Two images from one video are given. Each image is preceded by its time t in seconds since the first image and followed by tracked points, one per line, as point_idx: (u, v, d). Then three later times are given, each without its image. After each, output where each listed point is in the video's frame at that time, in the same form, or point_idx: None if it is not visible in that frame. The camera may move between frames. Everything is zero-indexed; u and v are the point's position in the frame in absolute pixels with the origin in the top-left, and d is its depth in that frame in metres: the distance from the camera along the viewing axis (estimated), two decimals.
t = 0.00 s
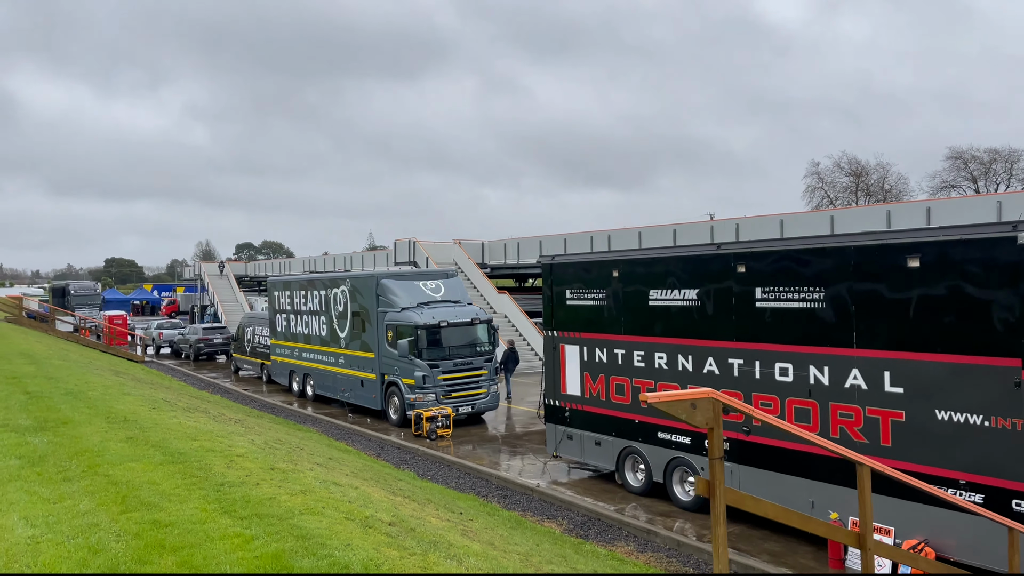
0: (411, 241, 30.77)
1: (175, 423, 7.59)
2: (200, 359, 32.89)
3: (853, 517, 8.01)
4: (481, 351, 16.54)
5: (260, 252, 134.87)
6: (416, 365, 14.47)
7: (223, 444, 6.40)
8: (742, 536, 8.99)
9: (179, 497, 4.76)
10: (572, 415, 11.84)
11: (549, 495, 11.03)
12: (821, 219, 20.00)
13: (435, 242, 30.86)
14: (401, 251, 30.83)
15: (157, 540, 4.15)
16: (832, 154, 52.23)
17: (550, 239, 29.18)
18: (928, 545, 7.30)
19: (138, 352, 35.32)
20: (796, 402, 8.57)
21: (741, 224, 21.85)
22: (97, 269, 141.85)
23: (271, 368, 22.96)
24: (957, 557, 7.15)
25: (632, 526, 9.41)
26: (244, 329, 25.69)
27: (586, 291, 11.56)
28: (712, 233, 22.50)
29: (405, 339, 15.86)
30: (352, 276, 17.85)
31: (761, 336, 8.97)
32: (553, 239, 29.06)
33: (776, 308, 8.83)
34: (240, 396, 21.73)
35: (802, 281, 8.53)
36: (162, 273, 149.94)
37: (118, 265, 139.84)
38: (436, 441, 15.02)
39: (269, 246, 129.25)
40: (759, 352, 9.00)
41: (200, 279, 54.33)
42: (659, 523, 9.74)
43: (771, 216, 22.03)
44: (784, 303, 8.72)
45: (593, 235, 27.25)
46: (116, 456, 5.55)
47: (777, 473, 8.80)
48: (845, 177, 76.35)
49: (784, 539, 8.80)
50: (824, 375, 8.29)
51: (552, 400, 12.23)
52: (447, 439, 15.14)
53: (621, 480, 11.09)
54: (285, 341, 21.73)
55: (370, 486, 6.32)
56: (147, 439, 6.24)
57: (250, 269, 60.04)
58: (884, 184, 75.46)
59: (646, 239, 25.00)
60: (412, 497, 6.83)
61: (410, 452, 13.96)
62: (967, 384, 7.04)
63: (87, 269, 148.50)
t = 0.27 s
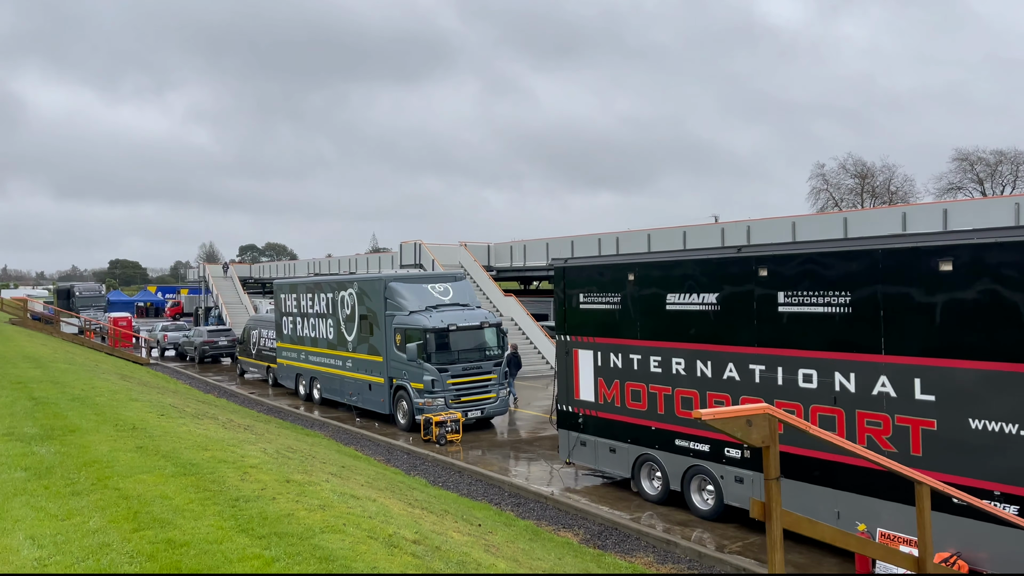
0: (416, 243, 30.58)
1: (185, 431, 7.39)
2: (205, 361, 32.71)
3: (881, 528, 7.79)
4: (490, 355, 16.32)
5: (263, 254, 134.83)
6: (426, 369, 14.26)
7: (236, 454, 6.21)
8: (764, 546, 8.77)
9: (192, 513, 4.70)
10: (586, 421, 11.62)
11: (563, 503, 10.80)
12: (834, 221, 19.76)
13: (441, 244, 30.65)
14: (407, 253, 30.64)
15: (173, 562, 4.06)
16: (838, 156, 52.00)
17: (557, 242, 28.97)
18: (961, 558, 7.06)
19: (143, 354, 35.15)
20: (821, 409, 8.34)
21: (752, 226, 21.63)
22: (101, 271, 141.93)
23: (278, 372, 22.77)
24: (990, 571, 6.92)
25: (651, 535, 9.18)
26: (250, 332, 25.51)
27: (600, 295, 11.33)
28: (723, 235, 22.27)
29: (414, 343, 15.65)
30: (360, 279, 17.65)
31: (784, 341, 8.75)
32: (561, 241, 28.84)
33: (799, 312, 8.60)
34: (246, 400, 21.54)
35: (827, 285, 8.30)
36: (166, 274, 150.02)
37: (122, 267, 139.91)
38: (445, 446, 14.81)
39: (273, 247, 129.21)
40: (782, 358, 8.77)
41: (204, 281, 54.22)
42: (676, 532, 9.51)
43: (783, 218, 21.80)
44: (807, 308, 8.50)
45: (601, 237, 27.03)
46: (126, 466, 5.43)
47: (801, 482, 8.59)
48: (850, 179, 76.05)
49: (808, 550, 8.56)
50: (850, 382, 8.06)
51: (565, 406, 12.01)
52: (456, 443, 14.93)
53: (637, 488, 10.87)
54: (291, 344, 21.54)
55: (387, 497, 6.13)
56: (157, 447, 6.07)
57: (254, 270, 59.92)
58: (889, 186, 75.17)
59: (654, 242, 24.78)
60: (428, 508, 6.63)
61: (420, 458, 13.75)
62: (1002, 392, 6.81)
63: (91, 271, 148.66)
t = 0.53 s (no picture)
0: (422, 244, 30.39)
1: (194, 436, 7.19)
2: (208, 364, 32.52)
3: (910, 536, 7.61)
4: (499, 358, 16.10)
5: (265, 256, 134.72)
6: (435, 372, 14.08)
7: (249, 461, 5.99)
8: (786, 554, 8.58)
9: (209, 526, 4.62)
10: (599, 426, 11.40)
11: (577, 509, 10.58)
12: (846, 222, 19.57)
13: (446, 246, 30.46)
14: (412, 255, 30.45)
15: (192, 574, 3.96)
16: (841, 158, 51.82)
17: (563, 244, 28.79)
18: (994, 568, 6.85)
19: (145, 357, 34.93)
20: (845, 414, 8.13)
21: (763, 227, 21.45)
22: (102, 273, 141.78)
23: (282, 374, 22.57)
24: None
25: (669, 543, 8.95)
26: (254, 334, 25.32)
27: (614, 297, 11.13)
28: (732, 236, 22.08)
29: (422, 345, 15.45)
30: (367, 280, 17.47)
31: (806, 345, 8.53)
32: (567, 243, 28.66)
33: (823, 315, 8.39)
34: (250, 403, 21.34)
35: (852, 287, 8.09)
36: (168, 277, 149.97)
37: (124, 269, 139.80)
38: (454, 450, 14.60)
39: (275, 250, 129.63)
40: (805, 361, 8.56)
41: (207, 283, 54.03)
42: (694, 540, 9.29)
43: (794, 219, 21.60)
44: (832, 310, 8.29)
45: (608, 239, 26.85)
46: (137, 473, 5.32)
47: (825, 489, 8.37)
48: (853, 181, 75.84)
49: (831, 559, 8.35)
50: (877, 387, 7.85)
51: (578, 409, 11.80)
52: (465, 448, 14.72)
53: (653, 494, 10.65)
54: (296, 347, 21.36)
55: (406, 506, 5.96)
56: (168, 453, 5.93)
57: (256, 273, 59.76)
58: (893, 188, 74.94)
59: (663, 243, 24.60)
60: (447, 517, 6.42)
61: (430, 462, 13.54)
62: None
63: (94, 273, 148.64)
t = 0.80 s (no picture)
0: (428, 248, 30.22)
1: (205, 446, 7.02)
2: (212, 367, 32.34)
3: (938, 549, 7.40)
4: (508, 363, 15.92)
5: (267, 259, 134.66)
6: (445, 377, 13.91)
7: (264, 473, 5.97)
8: (808, 566, 8.38)
9: (228, 545, 4.61)
10: (613, 433, 11.22)
11: (591, 518, 10.40)
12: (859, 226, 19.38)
13: (452, 249, 30.28)
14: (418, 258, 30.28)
15: None
16: (845, 161, 51.64)
17: (570, 247, 28.61)
18: None
19: (149, 360, 34.78)
20: (870, 423, 7.94)
21: (773, 231, 21.27)
22: (104, 276, 141.73)
23: (288, 379, 22.40)
24: None
25: (688, 554, 8.76)
26: (259, 338, 25.14)
27: (628, 302, 10.96)
28: (742, 239, 21.90)
29: (431, 350, 15.28)
30: (375, 284, 17.31)
31: (830, 352, 8.34)
32: (574, 246, 28.49)
33: (846, 321, 8.20)
34: (256, 407, 21.17)
35: (878, 293, 7.90)
36: (170, 279, 149.95)
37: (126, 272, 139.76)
38: (464, 456, 14.42)
39: (278, 252, 129.60)
40: (827, 368, 8.36)
41: (210, 286, 53.89)
42: (712, 550, 9.10)
43: (805, 222, 21.42)
44: (856, 316, 8.10)
45: (616, 242, 26.68)
46: (150, 489, 5.30)
47: (848, 500, 8.17)
48: (857, 184, 75.61)
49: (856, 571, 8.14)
50: (904, 395, 7.65)
51: (591, 416, 11.61)
52: (475, 454, 14.54)
53: (669, 503, 10.47)
54: (302, 351, 21.19)
55: (426, 521, 5.82)
56: (180, 466, 5.87)
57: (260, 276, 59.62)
58: (897, 191, 74.69)
59: (671, 247, 24.42)
60: (468, 531, 6.26)
61: (440, 470, 13.35)
62: None
63: (96, 276, 148.65)
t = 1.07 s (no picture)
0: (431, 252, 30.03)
1: (213, 455, 6.82)
2: (214, 373, 32.12)
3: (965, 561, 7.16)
4: (516, 369, 15.71)
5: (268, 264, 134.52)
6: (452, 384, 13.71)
7: (275, 483, 5.88)
8: None
9: (241, 560, 4.46)
10: (625, 440, 11.01)
11: (604, 527, 10.20)
12: (869, 230, 19.20)
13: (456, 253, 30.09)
14: (421, 263, 30.09)
15: None
16: (847, 166, 51.51)
17: (575, 252, 28.43)
18: None
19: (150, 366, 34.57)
20: (894, 431, 7.73)
21: (782, 235, 21.09)
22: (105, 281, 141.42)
23: (291, 385, 22.20)
24: None
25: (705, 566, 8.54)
26: (262, 343, 24.95)
27: (641, 307, 10.76)
28: (750, 243, 21.72)
29: (438, 355, 15.07)
30: (380, 289, 17.11)
31: (851, 358, 8.14)
32: (579, 251, 28.30)
33: (869, 326, 8.00)
34: (259, 414, 20.95)
35: (901, 298, 7.71)
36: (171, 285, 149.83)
37: (127, 276, 139.52)
38: (471, 464, 14.21)
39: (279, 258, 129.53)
40: (849, 375, 8.16)
41: (211, 291, 53.70)
42: (730, 561, 8.88)
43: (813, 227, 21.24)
44: (879, 321, 7.89)
45: (621, 247, 26.49)
46: (156, 502, 5.17)
47: (871, 510, 7.93)
48: (858, 190, 75.48)
49: None
50: (930, 403, 7.44)
51: (603, 423, 11.41)
52: (482, 462, 14.32)
53: (683, 512, 10.25)
54: (306, 357, 20.99)
55: (444, 535, 5.65)
56: (188, 476, 5.74)
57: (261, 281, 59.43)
58: (899, 197, 74.55)
59: (677, 252, 24.24)
60: (484, 544, 6.06)
61: (448, 477, 13.14)
62: None
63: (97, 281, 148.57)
